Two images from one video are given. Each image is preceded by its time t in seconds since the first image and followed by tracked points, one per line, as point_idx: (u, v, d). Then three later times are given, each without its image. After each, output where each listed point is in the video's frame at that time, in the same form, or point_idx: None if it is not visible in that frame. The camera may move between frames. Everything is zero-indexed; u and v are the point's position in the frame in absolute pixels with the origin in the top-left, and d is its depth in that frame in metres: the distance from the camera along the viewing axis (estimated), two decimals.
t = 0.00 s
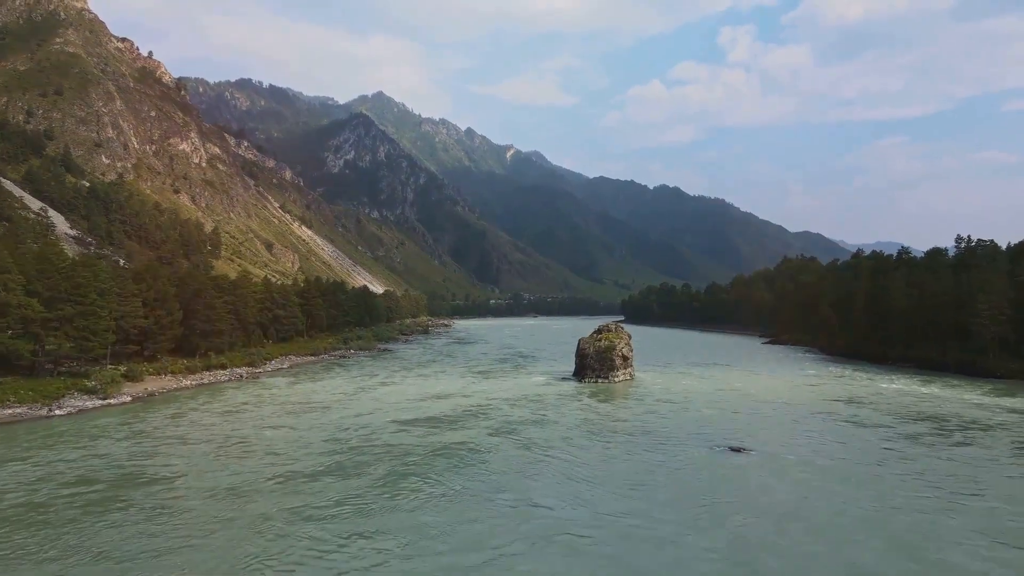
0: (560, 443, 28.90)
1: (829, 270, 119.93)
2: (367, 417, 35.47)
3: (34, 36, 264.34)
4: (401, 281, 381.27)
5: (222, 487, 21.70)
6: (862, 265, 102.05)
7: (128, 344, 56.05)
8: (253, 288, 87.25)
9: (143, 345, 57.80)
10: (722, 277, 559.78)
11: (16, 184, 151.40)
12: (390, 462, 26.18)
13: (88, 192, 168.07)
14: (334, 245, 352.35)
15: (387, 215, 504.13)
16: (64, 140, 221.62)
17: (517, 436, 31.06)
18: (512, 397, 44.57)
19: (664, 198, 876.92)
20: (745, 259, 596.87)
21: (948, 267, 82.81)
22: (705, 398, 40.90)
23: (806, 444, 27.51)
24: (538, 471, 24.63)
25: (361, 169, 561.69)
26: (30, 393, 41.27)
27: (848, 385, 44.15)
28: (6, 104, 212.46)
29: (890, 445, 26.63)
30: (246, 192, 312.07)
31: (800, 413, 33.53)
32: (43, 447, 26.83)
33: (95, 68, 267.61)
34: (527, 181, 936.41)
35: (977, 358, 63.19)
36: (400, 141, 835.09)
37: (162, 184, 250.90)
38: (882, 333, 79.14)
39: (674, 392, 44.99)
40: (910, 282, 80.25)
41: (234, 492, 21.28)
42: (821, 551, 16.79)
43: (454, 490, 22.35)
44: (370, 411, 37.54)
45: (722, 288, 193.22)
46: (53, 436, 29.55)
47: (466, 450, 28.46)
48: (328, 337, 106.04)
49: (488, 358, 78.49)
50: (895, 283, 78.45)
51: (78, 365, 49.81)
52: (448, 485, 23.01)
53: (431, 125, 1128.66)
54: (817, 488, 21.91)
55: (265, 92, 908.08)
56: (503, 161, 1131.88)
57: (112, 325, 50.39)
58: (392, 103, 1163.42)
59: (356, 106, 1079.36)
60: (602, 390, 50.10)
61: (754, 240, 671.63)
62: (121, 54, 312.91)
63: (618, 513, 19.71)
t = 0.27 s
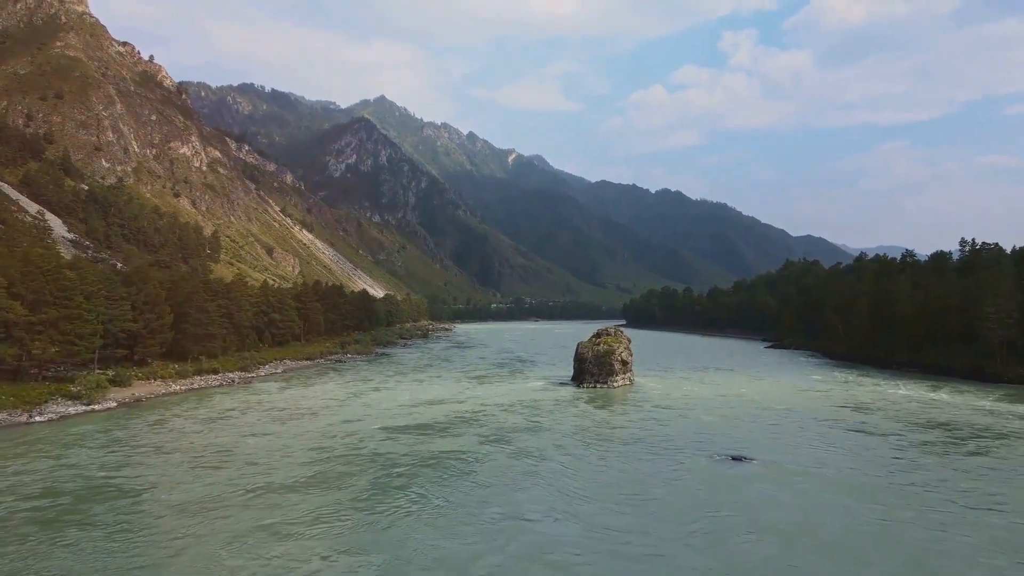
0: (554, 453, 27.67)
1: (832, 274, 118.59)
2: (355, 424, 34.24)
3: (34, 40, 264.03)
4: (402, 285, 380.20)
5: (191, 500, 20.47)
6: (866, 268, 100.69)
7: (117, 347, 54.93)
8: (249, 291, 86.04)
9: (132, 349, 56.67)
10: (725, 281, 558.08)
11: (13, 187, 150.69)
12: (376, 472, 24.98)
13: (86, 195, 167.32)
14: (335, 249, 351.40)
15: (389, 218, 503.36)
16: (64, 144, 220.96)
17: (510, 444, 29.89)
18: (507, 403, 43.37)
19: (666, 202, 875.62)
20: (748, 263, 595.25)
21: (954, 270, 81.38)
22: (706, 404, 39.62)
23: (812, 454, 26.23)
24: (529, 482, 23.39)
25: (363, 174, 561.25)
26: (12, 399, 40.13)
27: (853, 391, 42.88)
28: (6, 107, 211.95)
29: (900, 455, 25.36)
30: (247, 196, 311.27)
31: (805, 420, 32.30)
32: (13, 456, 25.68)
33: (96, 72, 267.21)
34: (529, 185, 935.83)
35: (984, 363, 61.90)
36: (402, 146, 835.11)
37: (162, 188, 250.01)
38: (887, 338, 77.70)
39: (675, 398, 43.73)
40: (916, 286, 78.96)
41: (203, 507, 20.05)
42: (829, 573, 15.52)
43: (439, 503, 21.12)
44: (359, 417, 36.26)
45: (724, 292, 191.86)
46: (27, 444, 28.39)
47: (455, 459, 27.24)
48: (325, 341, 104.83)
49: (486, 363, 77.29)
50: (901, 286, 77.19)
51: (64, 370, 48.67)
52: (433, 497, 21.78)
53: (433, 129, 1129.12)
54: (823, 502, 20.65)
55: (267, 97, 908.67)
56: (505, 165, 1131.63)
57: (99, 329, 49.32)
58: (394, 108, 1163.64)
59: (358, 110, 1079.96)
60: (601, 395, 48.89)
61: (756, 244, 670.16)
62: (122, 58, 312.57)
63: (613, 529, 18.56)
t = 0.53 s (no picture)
0: (547, 464, 26.30)
1: (835, 277, 116.93)
2: (343, 431, 32.98)
3: (36, 44, 263.75)
4: (404, 290, 379.19)
5: (153, 520, 19.17)
6: (870, 272, 99.27)
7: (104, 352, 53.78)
8: (244, 294, 84.69)
9: (121, 353, 55.51)
10: (727, 286, 556.08)
11: (11, 191, 149.89)
12: (358, 483, 23.67)
13: (84, 199, 166.53)
14: (336, 253, 350.51)
15: (390, 223, 502.55)
16: (64, 148, 220.32)
17: (503, 453, 28.59)
18: (503, 409, 42.04)
19: (668, 206, 873.99)
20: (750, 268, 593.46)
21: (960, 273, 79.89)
22: (709, 410, 38.26)
23: (819, 466, 24.86)
24: (521, 495, 22.00)
25: (364, 178, 560.54)
26: None
27: (859, 398, 41.54)
28: (7, 112, 211.44)
29: (912, 467, 24.02)
30: (248, 200, 310.46)
31: (813, 429, 30.84)
32: None
33: (97, 76, 266.57)
34: (532, 189, 935.13)
35: (992, 368, 60.53)
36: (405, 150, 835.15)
37: (163, 192, 249.18)
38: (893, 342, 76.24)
39: (676, 403, 42.39)
40: (922, 289, 77.60)
41: (170, 523, 18.81)
42: None
43: (423, 515, 19.85)
44: (347, 424, 34.86)
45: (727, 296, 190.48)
46: None
47: (443, 471, 25.85)
48: (322, 345, 103.63)
49: (484, 368, 75.97)
50: (906, 289, 75.82)
51: (48, 375, 47.43)
52: (419, 509, 20.52)
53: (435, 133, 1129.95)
54: (833, 518, 19.27)
55: (270, 101, 909.54)
56: (507, 170, 1130.69)
57: (83, 332, 48.19)
58: (396, 112, 1164.32)
59: (361, 115, 1080.87)
60: (600, 401, 47.58)
61: (759, 248, 667.84)
62: (124, 62, 312.36)
63: (607, 547, 17.32)
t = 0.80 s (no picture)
0: (541, 473, 25.09)
1: (839, 281, 115.47)
2: (331, 438, 31.77)
3: (36, 48, 263.39)
4: (406, 294, 378.06)
5: (117, 537, 17.99)
6: (875, 275, 97.92)
7: (93, 356, 52.67)
8: (240, 298, 83.52)
9: (111, 357, 54.41)
10: (730, 290, 554.20)
11: (10, 194, 149.18)
12: (341, 494, 22.46)
13: (83, 203, 165.73)
14: (337, 257, 349.60)
15: (392, 227, 501.73)
16: (64, 151, 219.68)
17: (496, 461, 27.43)
18: (498, 415, 40.78)
19: (671, 210, 872.67)
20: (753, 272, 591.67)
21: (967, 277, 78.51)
22: (711, 417, 36.97)
23: (828, 477, 23.56)
24: (512, 509, 20.74)
25: (366, 182, 560.09)
26: None
27: (867, 404, 40.23)
28: (7, 115, 210.93)
29: (925, 478, 22.82)
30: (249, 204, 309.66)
31: (821, 437, 29.52)
32: None
33: (98, 79, 266.02)
34: (534, 193, 934.40)
35: (1001, 373, 59.16)
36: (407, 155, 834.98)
37: (163, 196, 248.31)
38: (899, 347, 74.86)
39: (676, 409, 41.14)
40: (928, 292, 76.29)
41: (136, 539, 17.66)
42: None
43: (406, 530, 18.66)
44: (336, 431, 33.66)
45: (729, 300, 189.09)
46: None
47: (432, 481, 24.63)
48: (320, 350, 102.36)
49: (483, 372, 74.71)
50: (912, 293, 74.48)
51: (33, 380, 46.27)
52: (401, 523, 19.32)
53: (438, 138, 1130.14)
54: (842, 535, 18.02)
55: (272, 106, 910.54)
56: (509, 174, 1130.34)
57: (69, 336, 47.11)
58: (399, 117, 1165.53)
59: (363, 119, 1081.79)
60: (599, 407, 46.38)
61: (762, 253, 665.86)
62: (125, 66, 312.05)
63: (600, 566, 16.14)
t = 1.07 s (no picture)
0: (534, 485, 23.81)
1: (844, 285, 114.07)
2: (317, 447, 30.52)
3: (38, 52, 262.93)
4: (407, 298, 376.89)
5: (76, 556, 16.75)
6: (880, 279, 96.55)
7: (80, 360, 51.54)
8: (235, 302, 82.38)
9: (99, 362, 53.27)
10: (732, 294, 552.71)
11: (7, 198, 148.23)
12: (323, 506, 21.23)
13: (82, 207, 164.92)
14: (338, 261, 348.52)
15: (394, 231, 500.71)
16: (65, 155, 218.89)
17: (488, 472, 26.14)
18: (493, 422, 39.47)
19: (673, 214, 871.69)
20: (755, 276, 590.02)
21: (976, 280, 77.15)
22: (714, 424, 35.66)
23: (839, 490, 22.23)
24: (502, 523, 19.44)
25: (368, 187, 559.74)
26: None
27: (875, 411, 38.96)
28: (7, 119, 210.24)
29: (941, 492, 21.49)
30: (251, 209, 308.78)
31: (829, 446, 28.24)
32: None
33: (99, 84, 265.52)
34: (536, 198, 933.30)
35: (1012, 379, 57.79)
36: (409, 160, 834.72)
37: (164, 200, 247.38)
38: (906, 352, 73.55)
39: (678, 415, 39.83)
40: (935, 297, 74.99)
41: (91, 560, 16.33)
42: None
43: (386, 549, 17.36)
44: (323, 438, 32.39)
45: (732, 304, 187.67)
46: None
47: (419, 492, 23.33)
48: (317, 354, 101.15)
49: (481, 377, 73.42)
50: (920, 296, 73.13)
51: (17, 386, 45.06)
52: (384, 539, 18.06)
53: (440, 143, 1130.36)
54: (856, 554, 16.71)
55: (275, 111, 911.01)
56: (511, 178, 1130.33)
57: (54, 340, 45.94)
58: (401, 121, 1166.28)
59: (365, 124, 1082.41)
60: (599, 413, 45.12)
61: (764, 257, 664.35)
62: (127, 70, 311.57)
63: None
